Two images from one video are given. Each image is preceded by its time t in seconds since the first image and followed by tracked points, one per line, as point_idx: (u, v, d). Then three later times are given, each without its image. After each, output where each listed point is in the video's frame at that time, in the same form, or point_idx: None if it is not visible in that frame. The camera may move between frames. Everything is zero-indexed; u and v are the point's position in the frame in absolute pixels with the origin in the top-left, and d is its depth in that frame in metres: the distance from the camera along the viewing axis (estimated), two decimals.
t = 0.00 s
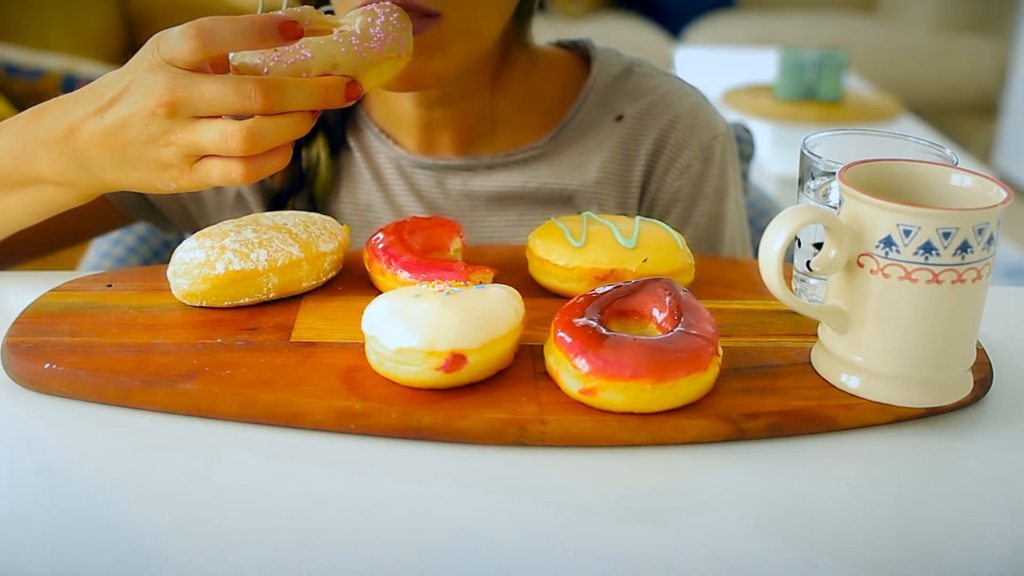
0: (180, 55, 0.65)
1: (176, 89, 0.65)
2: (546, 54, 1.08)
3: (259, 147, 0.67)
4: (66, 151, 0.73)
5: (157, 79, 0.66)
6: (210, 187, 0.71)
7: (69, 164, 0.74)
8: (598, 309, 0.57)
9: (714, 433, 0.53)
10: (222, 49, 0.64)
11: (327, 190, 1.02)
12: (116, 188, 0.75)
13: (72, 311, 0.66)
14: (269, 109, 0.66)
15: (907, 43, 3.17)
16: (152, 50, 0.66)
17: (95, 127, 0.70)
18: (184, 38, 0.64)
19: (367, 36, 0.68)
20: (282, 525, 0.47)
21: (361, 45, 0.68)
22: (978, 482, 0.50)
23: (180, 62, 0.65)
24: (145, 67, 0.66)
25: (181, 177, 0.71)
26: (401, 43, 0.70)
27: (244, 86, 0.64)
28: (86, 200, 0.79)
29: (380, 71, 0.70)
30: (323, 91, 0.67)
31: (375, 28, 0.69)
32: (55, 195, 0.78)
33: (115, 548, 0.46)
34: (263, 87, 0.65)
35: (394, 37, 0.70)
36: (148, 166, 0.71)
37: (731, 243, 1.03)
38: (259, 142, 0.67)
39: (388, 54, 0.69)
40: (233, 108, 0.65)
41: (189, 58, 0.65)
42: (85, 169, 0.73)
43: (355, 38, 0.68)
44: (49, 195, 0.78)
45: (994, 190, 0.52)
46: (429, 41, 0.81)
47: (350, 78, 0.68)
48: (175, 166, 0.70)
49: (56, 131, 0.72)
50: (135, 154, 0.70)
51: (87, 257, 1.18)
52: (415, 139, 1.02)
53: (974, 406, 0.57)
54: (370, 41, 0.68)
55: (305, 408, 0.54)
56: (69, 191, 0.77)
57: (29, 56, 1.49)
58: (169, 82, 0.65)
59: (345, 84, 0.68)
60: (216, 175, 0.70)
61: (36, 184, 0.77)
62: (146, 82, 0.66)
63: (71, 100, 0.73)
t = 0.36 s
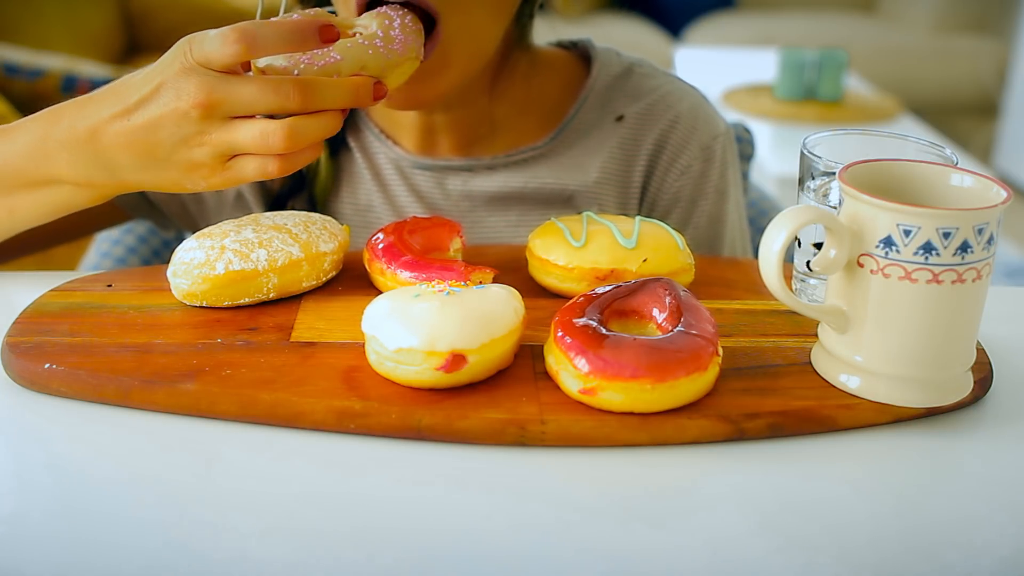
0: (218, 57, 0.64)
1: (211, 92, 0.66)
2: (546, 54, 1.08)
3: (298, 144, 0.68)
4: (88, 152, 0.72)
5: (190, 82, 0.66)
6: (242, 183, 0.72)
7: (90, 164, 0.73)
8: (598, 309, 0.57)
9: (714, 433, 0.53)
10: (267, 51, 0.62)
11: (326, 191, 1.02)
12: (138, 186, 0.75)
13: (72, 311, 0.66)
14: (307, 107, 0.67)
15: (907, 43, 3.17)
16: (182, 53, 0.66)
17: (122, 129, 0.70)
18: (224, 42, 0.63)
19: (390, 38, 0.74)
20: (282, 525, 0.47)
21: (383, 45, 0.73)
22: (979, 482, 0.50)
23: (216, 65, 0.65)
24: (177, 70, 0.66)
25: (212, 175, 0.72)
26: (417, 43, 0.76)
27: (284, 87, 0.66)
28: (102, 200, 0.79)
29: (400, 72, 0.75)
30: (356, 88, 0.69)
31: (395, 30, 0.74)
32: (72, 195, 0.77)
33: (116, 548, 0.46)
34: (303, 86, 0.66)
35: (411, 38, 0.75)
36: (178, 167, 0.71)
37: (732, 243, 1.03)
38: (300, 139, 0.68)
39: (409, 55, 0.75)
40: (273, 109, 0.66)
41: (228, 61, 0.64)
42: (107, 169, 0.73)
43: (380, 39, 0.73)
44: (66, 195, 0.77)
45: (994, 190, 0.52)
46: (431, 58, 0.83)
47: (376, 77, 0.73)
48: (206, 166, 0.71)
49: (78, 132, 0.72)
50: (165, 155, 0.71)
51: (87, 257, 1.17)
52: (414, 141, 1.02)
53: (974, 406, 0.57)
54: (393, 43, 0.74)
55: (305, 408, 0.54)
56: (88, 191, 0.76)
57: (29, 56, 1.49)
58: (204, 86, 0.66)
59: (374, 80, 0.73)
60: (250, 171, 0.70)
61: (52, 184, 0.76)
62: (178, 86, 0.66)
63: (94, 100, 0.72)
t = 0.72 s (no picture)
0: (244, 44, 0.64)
1: (235, 78, 0.67)
2: (545, 56, 1.08)
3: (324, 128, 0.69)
4: (99, 142, 0.72)
5: (212, 69, 0.67)
6: (263, 169, 0.73)
7: (100, 155, 0.73)
8: (598, 310, 0.57)
9: (714, 433, 0.53)
10: (294, 37, 0.63)
11: (326, 189, 1.03)
12: (148, 177, 0.75)
13: (73, 311, 0.66)
14: (331, 91, 0.68)
15: (907, 43, 3.17)
16: (203, 39, 0.67)
17: (139, 118, 0.70)
18: (250, 28, 0.63)
19: (403, 27, 0.75)
20: (282, 525, 0.47)
21: (394, 32, 0.75)
22: (978, 482, 0.50)
23: (239, 52, 0.66)
24: (198, 56, 0.67)
25: (230, 164, 0.72)
26: (429, 31, 0.78)
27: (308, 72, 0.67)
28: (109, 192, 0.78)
29: (411, 59, 0.77)
30: (377, 75, 0.70)
31: (406, 19, 0.76)
32: (79, 186, 0.76)
33: (117, 548, 0.46)
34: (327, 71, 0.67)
35: (421, 26, 0.77)
36: (195, 156, 0.72)
37: (731, 244, 1.03)
38: (325, 123, 0.69)
39: (421, 42, 0.77)
40: (297, 93, 0.68)
41: (252, 47, 0.64)
42: (118, 158, 0.73)
43: (393, 27, 0.75)
44: (72, 186, 0.76)
45: (994, 190, 0.52)
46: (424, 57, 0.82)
47: (393, 64, 0.76)
48: (225, 154, 0.71)
49: (89, 122, 0.71)
50: (183, 144, 0.71)
51: (86, 258, 1.18)
52: (411, 143, 1.02)
53: (974, 406, 0.57)
54: (405, 31, 0.76)
55: (305, 408, 0.54)
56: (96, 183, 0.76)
57: (29, 57, 1.49)
58: (227, 72, 0.67)
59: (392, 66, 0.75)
60: (272, 158, 0.71)
61: (59, 175, 0.76)
62: (199, 72, 0.67)
63: (104, 90, 0.72)
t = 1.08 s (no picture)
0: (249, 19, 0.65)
1: (238, 55, 0.66)
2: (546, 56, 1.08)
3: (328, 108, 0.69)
4: (97, 123, 0.72)
5: (215, 47, 0.67)
6: (262, 156, 0.73)
7: (99, 137, 0.73)
8: (598, 310, 0.57)
9: (714, 433, 0.53)
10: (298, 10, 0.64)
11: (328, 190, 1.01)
12: (147, 160, 0.75)
13: (73, 310, 0.66)
14: (335, 70, 0.68)
15: (907, 43, 3.17)
16: (206, 18, 0.67)
17: (138, 98, 0.70)
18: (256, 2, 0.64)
19: (410, 10, 0.73)
20: (282, 524, 0.47)
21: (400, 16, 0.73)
22: (978, 482, 0.50)
23: (245, 28, 0.66)
24: (201, 34, 0.67)
25: (231, 146, 0.72)
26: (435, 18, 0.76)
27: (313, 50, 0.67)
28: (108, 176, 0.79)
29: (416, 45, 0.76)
30: (383, 55, 0.70)
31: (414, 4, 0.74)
32: (77, 170, 0.77)
33: (117, 547, 0.46)
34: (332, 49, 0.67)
35: (427, 12, 0.75)
36: (195, 138, 0.72)
37: (732, 245, 1.03)
38: (329, 102, 0.68)
39: (426, 27, 0.75)
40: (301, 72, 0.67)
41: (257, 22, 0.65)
42: (117, 140, 0.73)
43: (400, 9, 0.72)
44: (72, 169, 0.77)
45: (994, 190, 0.52)
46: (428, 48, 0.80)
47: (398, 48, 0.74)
48: (226, 136, 0.71)
49: (87, 103, 0.72)
50: (183, 124, 0.71)
51: (86, 258, 1.17)
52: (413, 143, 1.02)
53: (974, 406, 0.57)
54: (411, 15, 0.74)
55: (304, 408, 0.54)
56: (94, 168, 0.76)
57: (29, 56, 1.49)
58: (230, 50, 0.66)
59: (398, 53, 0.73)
60: (273, 143, 0.71)
61: (59, 158, 0.76)
62: (201, 50, 0.67)
63: (104, 70, 0.72)
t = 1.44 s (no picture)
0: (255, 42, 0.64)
1: (243, 78, 0.66)
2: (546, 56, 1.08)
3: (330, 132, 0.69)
4: (97, 141, 0.72)
5: (219, 69, 0.66)
6: (260, 180, 0.72)
7: (99, 155, 0.73)
8: (598, 310, 0.57)
9: (714, 433, 0.53)
10: (309, 37, 0.63)
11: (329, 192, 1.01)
12: (148, 178, 0.75)
13: (73, 311, 0.66)
14: (338, 94, 0.68)
15: (906, 43, 3.17)
16: (211, 39, 0.66)
17: (139, 118, 0.70)
18: (265, 27, 0.63)
19: (407, 32, 0.74)
20: (281, 524, 0.47)
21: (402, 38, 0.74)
22: (978, 482, 0.50)
23: (251, 52, 0.66)
24: (205, 56, 0.67)
25: (232, 169, 0.72)
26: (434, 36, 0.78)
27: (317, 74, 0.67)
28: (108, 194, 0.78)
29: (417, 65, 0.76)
30: (383, 79, 0.70)
31: (411, 25, 0.75)
32: (77, 188, 0.77)
33: (117, 547, 0.46)
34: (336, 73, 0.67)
35: (425, 33, 0.76)
36: (196, 159, 0.72)
37: (732, 245, 1.03)
38: (332, 125, 0.68)
39: (424, 50, 0.76)
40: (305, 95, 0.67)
41: (263, 46, 0.64)
42: (116, 158, 0.73)
43: (399, 34, 0.73)
44: (71, 186, 0.77)
45: (994, 190, 0.52)
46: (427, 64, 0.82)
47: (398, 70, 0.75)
48: (228, 157, 0.71)
49: (88, 121, 0.72)
50: (185, 146, 0.71)
51: (86, 258, 1.17)
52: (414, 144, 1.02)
53: (974, 406, 0.57)
54: (409, 38, 0.74)
55: (304, 408, 0.54)
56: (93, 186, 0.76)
57: (29, 57, 1.49)
58: (234, 72, 0.66)
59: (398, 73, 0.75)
60: (271, 170, 0.71)
61: (59, 175, 0.76)
62: (205, 73, 0.67)
63: (105, 88, 0.72)
